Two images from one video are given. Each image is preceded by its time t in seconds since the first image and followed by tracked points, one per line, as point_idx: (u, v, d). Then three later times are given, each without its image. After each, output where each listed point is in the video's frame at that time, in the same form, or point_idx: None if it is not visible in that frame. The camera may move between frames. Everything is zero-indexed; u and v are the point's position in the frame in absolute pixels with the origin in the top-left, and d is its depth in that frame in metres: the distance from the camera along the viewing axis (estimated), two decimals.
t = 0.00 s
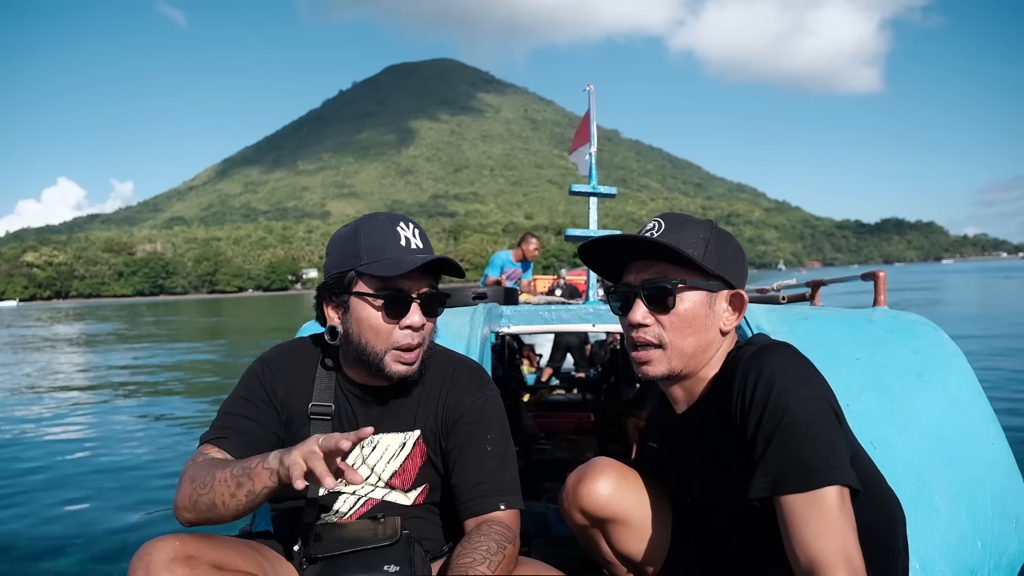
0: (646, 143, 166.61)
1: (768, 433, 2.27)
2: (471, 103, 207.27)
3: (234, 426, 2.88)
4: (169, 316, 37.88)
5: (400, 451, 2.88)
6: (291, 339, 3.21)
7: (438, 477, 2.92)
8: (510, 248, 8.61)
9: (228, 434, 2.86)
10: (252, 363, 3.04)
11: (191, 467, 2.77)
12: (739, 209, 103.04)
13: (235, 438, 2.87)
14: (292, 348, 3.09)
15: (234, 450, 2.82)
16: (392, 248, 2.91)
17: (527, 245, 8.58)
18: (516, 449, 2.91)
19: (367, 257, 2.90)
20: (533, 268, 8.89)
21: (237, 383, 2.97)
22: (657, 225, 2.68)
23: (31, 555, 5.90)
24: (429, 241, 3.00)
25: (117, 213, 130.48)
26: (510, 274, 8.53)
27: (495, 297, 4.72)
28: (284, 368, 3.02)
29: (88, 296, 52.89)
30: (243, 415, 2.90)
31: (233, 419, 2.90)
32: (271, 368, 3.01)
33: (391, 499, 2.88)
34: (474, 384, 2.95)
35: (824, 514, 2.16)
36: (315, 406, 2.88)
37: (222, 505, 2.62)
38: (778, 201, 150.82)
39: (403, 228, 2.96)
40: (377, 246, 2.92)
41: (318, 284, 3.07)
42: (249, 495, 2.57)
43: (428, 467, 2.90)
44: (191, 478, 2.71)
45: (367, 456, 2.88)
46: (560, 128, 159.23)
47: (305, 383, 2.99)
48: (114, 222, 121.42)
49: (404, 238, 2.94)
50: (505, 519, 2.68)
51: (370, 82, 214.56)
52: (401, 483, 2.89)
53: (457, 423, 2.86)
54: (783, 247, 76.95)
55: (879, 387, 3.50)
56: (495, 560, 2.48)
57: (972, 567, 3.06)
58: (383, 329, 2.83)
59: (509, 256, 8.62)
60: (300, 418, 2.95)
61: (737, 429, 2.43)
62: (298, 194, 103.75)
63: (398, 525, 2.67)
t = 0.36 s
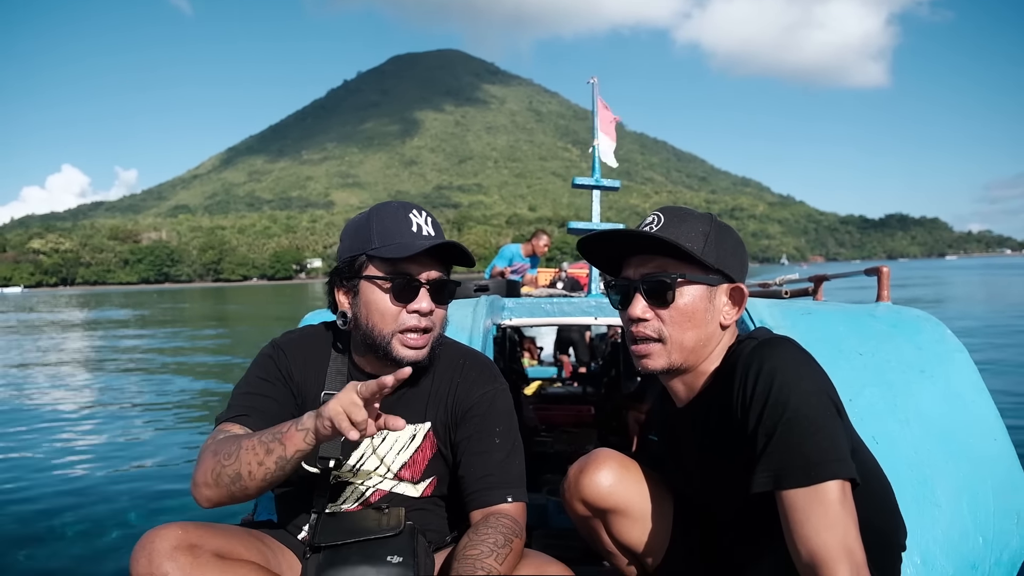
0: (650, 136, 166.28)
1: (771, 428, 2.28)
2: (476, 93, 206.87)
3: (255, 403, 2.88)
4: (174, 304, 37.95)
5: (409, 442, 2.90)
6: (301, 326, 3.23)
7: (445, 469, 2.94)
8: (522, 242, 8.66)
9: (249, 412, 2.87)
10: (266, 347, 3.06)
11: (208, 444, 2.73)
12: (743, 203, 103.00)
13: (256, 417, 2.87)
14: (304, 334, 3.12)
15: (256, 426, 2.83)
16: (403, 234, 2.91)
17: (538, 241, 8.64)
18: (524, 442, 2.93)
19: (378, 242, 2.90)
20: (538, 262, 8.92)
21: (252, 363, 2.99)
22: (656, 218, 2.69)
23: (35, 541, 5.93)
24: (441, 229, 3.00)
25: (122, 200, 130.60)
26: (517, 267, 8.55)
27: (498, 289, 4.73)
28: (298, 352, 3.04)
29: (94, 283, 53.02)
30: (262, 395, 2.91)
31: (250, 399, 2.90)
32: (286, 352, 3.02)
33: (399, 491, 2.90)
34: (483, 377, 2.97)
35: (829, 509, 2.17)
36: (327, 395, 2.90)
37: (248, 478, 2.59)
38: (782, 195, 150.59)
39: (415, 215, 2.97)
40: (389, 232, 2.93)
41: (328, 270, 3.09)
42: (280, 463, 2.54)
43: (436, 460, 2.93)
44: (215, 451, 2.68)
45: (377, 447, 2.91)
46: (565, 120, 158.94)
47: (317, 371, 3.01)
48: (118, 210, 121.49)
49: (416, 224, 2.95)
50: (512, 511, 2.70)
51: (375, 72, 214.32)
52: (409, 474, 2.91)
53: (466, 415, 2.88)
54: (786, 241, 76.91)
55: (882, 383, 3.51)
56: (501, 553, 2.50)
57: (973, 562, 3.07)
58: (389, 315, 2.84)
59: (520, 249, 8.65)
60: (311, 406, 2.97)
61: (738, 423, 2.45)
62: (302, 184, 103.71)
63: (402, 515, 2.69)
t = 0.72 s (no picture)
0: (651, 145, 166.55)
1: (767, 434, 2.27)
2: (477, 102, 207.41)
3: (250, 398, 2.86)
4: (177, 313, 37.95)
5: (410, 451, 2.89)
6: (303, 333, 3.23)
7: (445, 477, 2.93)
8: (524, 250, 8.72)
9: (249, 405, 2.85)
10: (269, 351, 3.06)
11: (202, 438, 2.71)
12: (744, 211, 103.13)
13: (252, 410, 2.85)
14: (309, 340, 3.13)
15: (254, 421, 2.81)
16: (393, 238, 2.89)
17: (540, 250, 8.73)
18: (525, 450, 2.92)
19: (369, 248, 2.91)
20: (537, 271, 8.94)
21: (255, 363, 2.98)
22: (651, 229, 2.69)
23: (33, 550, 5.89)
24: (434, 233, 2.98)
25: (125, 211, 130.83)
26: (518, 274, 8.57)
27: (497, 297, 4.73)
28: (304, 357, 3.04)
29: (98, 293, 53.06)
30: (259, 392, 2.89)
31: (249, 395, 2.88)
32: (291, 355, 3.03)
33: (399, 499, 2.89)
34: (485, 386, 2.96)
35: (828, 515, 2.16)
36: (329, 402, 2.90)
37: (232, 483, 2.57)
38: (783, 202, 150.87)
39: (408, 219, 2.95)
40: (379, 237, 2.92)
41: (326, 280, 3.10)
42: (265, 481, 2.52)
43: (436, 468, 2.92)
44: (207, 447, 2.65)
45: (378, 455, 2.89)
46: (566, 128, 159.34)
47: (320, 377, 3.00)
48: (121, 220, 121.71)
49: (407, 228, 2.93)
50: (511, 520, 2.69)
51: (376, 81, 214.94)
52: (409, 483, 2.90)
53: (467, 423, 2.87)
54: (787, 248, 76.95)
55: (880, 389, 3.51)
56: (500, 562, 2.49)
57: (972, 568, 3.06)
58: (384, 322, 2.85)
59: (521, 257, 8.70)
60: (312, 413, 2.97)
61: (736, 430, 2.44)
62: (304, 194, 103.92)
63: (399, 524, 2.69)
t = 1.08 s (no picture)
0: (643, 142, 166.83)
1: (757, 429, 2.28)
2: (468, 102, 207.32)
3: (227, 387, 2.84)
4: (173, 318, 37.83)
5: (409, 453, 2.87)
6: (296, 333, 3.23)
7: (442, 479, 2.92)
8: (517, 249, 8.72)
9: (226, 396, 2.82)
10: (265, 350, 3.06)
11: (164, 411, 2.75)
12: (737, 206, 103.45)
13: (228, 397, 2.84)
14: (303, 343, 3.12)
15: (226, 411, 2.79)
16: (357, 244, 2.88)
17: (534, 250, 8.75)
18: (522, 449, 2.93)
19: (339, 256, 2.91)
20: (531, 270, 8.96)
21: (242, 364, 2.97)
22: (637, 226, 2.70)
23: (30, 557, 5.87)
24: (402, 234, 2.92)
25: (118, 216, 130.33)
26: (510, 273, 8.59)
27: (489, 295, 4.72)
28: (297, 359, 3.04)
29: (93, 299, 52.89)
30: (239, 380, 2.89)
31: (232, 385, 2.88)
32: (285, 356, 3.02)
33: (397, 502, 2.88)
34: (483, 388, 2.96)
35: (812, 510, 2.17)
36: (324, 404, 2.88)
37: (169, 437, 2.67)
38: (775, 197, 151.30)
39: (371, 224, 2.91)
40: (347, 244, 2.91)
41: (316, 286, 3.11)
42: (198, 431, 2.60)
43: (434, 470, 2.91)
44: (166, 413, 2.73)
45: (376, 457, 2.87)
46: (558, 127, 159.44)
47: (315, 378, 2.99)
48: (114, 225, 121.30)
49: (371, 233, 2.89)
50: (507, 520, 2.70)
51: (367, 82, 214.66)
52: (407, 484, 2.89)
53: (466, 423, 2.88)
54: (780, 243, 77.23)
55: (871, 382, 3.52)
56: (494, 563, 2.50)
57: (964, 560, 3.07)
58: (360, 331, 2.83)
59: (514, 256, 8.70)
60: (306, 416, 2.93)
61: (726, 425, 2.44)
62: (297, 196, 103.76)
63: (393, 527, 2.69)
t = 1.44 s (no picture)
0: (646, 141, 166.85)
1: (761, 427, 2.28)
2: (471, 101, 207.45)
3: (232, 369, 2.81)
4: (178, 316, 37.93)
5: (415, 450, 2.88)
6: (303, 330, 3.22)
7: (446, 477, 2.92)
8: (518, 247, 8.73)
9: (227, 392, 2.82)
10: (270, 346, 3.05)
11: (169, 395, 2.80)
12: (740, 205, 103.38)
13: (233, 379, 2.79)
14: (308, 341, 3.11)
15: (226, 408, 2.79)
16: (360, 243, 2.87)
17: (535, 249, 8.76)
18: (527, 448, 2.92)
19: (344, 255, 2.91)
20: (531, 269, 8.97)
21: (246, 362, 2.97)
22: (638, 224, 2.71)
23: (31, 557, 5.87)
24: (406, 231, 2.91)
25: (122, 215, 130.73)
26: (512, 271, 8.59)
27: (490, 294, 4.72)
28: (301, 358, 3.03)
29: (99, 298, 53.07)
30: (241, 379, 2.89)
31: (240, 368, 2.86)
32: (288, 354, 3.01)
33: (401, 500, 2.88)
34: (489, 386, 2.97)
35: (815, 506, 2.17)
36: (331, 400, 2.88)
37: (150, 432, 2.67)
38: (777, 197, 151.21)
39: (373, 223, 2.90)
40: (351, 243, 2.90)
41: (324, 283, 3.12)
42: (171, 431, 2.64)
43: (438, 468, 2.90)
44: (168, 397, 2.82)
45: (383, 453, 2.87)
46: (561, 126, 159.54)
47: (325, 375, 2.98)
48: (118, 224, 121.75)
49: (372, 232, 2.88)
50: (509, 519, 2.69)
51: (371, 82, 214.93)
52: (413, 482, 2.89)
53: (471, 422, 2.88)
54: (783, 242, 77.19)
55: (873, 380, 3.51)
56: (496, 561, 2.49)
57: (966, 559, 3.06)
58: (364, 329, 2.83)
59: (514, 254, 8.70)
60: (313, 412, 2.93)
61: (730, 423, 2.44)
62: (301, 195, 103.91)
63: (396, 525, 2.68)
